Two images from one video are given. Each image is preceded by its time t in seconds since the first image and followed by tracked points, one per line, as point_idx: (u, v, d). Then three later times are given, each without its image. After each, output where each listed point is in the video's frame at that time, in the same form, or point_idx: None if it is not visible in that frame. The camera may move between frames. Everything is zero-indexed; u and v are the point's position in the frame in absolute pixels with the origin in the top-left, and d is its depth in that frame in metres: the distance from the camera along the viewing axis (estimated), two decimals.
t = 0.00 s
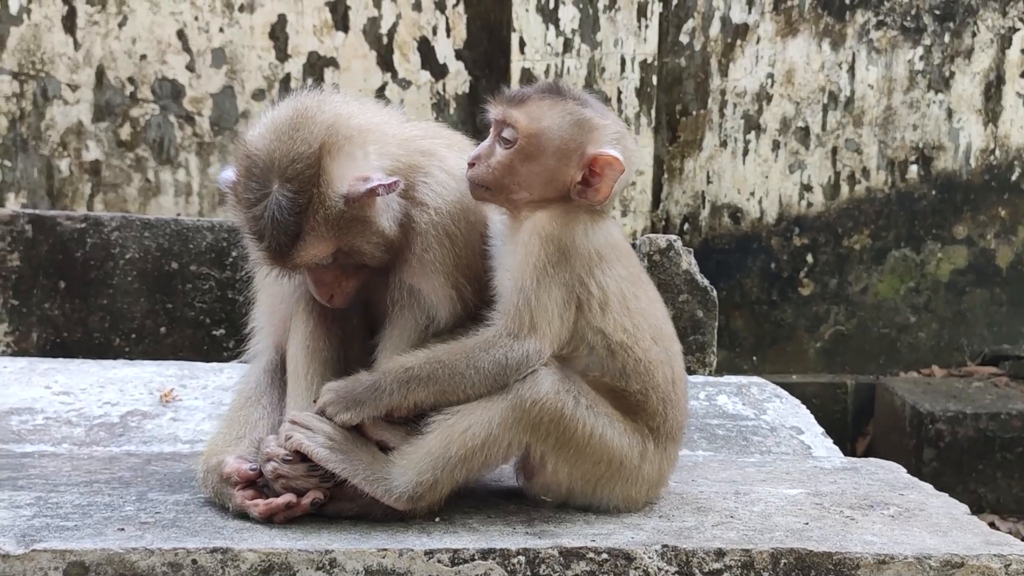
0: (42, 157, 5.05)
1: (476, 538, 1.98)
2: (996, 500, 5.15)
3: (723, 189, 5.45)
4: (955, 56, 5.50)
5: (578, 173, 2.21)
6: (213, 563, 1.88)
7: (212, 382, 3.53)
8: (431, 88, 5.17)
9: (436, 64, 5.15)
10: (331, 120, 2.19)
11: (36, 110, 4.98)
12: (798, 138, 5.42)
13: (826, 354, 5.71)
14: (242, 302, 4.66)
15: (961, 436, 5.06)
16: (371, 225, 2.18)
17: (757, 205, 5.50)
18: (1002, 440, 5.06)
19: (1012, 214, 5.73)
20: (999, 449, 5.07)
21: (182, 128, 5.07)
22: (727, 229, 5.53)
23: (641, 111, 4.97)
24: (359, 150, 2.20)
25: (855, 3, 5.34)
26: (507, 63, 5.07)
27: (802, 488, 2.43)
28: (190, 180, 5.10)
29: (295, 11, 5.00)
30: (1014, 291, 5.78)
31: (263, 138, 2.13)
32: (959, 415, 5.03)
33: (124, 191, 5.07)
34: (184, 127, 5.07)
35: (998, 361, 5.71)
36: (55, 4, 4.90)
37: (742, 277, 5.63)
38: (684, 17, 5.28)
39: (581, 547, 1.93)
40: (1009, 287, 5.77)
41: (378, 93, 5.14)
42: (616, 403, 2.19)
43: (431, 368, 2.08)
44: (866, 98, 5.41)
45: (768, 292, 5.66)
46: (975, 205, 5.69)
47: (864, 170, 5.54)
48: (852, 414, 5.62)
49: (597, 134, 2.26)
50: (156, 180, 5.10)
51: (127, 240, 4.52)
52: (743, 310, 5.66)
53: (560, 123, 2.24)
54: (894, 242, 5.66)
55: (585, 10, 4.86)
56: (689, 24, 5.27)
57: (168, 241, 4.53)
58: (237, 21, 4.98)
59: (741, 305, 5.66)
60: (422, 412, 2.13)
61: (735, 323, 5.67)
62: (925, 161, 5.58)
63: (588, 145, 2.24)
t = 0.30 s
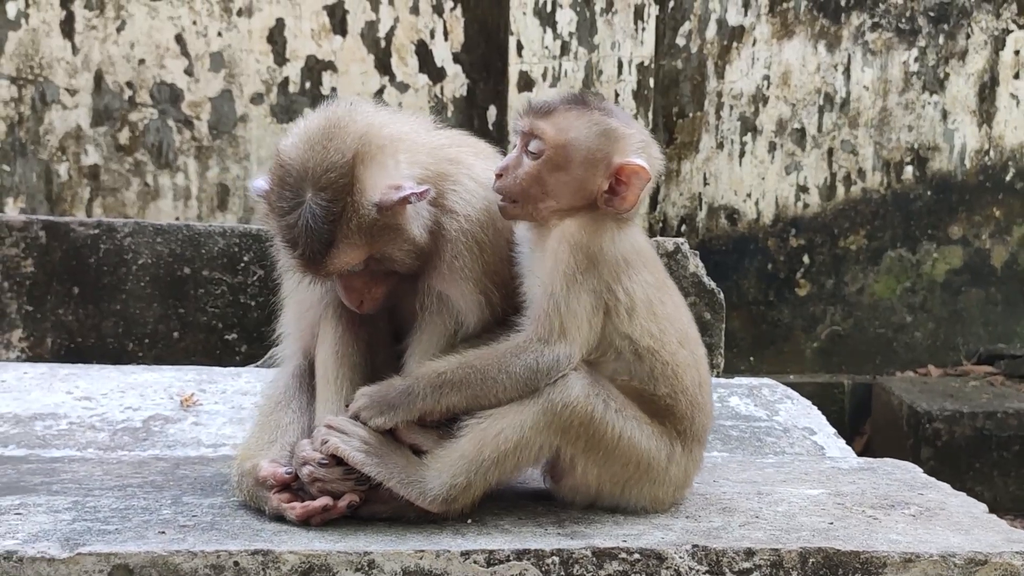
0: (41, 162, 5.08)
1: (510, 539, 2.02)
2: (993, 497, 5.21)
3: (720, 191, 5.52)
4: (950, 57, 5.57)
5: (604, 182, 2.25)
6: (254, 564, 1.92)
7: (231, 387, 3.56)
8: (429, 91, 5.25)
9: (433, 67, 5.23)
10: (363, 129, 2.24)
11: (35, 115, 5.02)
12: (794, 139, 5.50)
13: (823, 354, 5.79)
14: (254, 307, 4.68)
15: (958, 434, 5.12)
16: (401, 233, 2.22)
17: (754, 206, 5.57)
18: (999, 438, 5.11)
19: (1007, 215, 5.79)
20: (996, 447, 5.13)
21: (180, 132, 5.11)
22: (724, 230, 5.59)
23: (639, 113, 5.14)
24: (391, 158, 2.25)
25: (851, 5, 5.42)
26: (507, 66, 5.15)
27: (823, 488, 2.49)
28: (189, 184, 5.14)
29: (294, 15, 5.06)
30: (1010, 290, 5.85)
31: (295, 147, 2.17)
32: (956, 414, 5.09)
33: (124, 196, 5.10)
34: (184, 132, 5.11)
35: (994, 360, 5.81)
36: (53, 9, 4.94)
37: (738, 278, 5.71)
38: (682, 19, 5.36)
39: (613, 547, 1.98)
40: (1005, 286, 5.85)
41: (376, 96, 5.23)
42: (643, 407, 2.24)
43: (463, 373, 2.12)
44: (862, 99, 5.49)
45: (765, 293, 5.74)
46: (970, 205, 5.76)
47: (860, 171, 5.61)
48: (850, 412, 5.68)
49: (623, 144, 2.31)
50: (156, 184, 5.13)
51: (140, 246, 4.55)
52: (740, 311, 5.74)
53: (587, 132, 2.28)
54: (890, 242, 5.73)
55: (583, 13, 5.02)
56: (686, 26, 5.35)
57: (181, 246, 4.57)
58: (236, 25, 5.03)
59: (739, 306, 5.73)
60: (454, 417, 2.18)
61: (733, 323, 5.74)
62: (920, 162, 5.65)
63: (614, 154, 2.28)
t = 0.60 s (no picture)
0: (20, 167, 4.92)
1: (527, 538, 2.03)
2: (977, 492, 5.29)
3: (704, 192, 5.56)
4: (928, 58, 5.59)
5: (614, 180, 2.25)
6: (273, 566, 1.91)
7: (231, 390, 3.54)
8: (413, 94, 5.13)
9: (417, 70, 5.10)
10: (373, 131, 2.23)
11: (14, 119, 4.87)
12: (776, 141, 5.53)
13: (807, 353, 5.83)
14: (248, 311, 4.66)
15: (941, 431, 5.18)
16: (413, 234, 2.22)
17: (737, 207, 5.61)
18: (981, 434, 5.19)
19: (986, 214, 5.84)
20: (978, 443, 5.20)
21: (162, 136, 4.97)
22: (708, 231, 5.62)
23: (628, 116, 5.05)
24: (401, 160, 2.24)
25: (830, 7, 5.48)
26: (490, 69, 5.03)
27: (830, 484, 2.51)
28: (172, 189, 5.01)
29: (275, 18, 4.94)
30: (988, 289, 5.89)
31: (306, 149, 2.17)
32: (939, 410, 5.14)
33: (105, 201, 4.95)
34: (166, 135, 4.96)
35: (974, 357, 5.87)
36: (32, 11, 4.79)
37: (722, 278, 5.75)
38: (664, 22, 5.43)
39: (631, 544, 1.99)
40: (984, 284, 5.89)
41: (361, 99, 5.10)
42: (654, 405, 2.25)
43: (476, 372, 2.12)
44: (843, 100, 5.53)
45: (749, 293, 5.78)
46: (950, 205, 5.80)
47: (841, 172, 5.65)
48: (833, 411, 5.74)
49: (632, 143, 2.31)
50: (138, 189, 5.00)
51: (132, 250, 4.52)
52: (724, 311, 5.77)
53: (596, 132, 2.29)
54: (871, 242, 5.78)
55: (566, 15, 4.94)
56: (668, 29, 5.42)
57: (174, 250, 4.54)
58: (217, 28, 4.90)
59: (723, 306, 5.76)
60: (468, 417, 2.18)
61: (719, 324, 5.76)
62: (900, 162, 5.69)
63: (623, 153, 2.29)
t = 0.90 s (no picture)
0: None
1: (565, 537, 2.02)
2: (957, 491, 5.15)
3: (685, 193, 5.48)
4: (902, 61, 5.48)
5: (642, 178, 2.24)
6: (313, 570, 1.89)
7: (238, 395, 3.50)
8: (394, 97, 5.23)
9: (398, 73, 5.22)
10: (401, 130, 2.21)
11: None
12: (755, 143, 5.47)
13: (787, 353, 5.67)
14: (247, 315, 4.61)
15: (922, 429, 5.03)
16: (441, 234, 2.20)
17: (718, 209, 5.52)
18: (960, 431, 5.05)
19: (960, 215, 5.64)
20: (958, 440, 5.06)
21: (139, 141, 5.05)
22: (689, 233, 5.53)
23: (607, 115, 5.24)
24: (429, 159, 2.23)
25: (807, 10, 5.42)
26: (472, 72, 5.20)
27: (853, 480, 2.53)
28: (150, 195, 5.09)
29: (255, 21, 5.03)
30: (963, 287, 5.69)
31: (333, 149, 2.15)
32: (919, 407, 5.00)
33: (82, 207, 5.04)
34: (143, 140, 5.05)
35: (951, 355, 5.66)
36: (6, 16, 4.88)
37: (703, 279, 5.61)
38: (643, 25, 5.32)
39: (671, 541, 1.99)
40: (959, 283, 5.68)
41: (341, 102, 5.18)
42: (685, 402, 2.24)
43: (509, 371, 2.11)
44: (819, 102, 5.45)
45: (730, 293, 5.61)
46: (925, 205, 5.62)
47: (819, 173, 5.55)
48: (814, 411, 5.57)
49: (658, 140, 2.30)
50: (115, 195, 5.07)
51: (128, 255, 4.46)
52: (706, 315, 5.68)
53: (622, 130, 2.28)
54: (849, 242, 5.63)
55: (547, 19, 5.14)
56: (647, 32, 5.32)
57: (170, 254, 4.48)
58: (196, 32, 5.00)
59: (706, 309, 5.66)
60: (500, 417, 2.16)
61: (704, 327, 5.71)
62: (877, 164, 5.56)
63: (650, 151, 2.28)
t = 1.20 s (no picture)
0: None
1: (593, 527, 2.02)
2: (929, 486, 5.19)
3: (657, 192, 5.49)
4: (868, 64, 5.56)
5: (660, 169, 2.26)
6: (343, 565, 1.88)
7: (237, 396, 3.46)
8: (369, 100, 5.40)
9: (372, 76, 5.41)
10: (421, 123, 2.21)
11: None
12: (727, 144, 5.57)
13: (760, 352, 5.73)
14: (237, 317, 4.56)
15: (893, 424, 5.08)
16: (461, 227, 2.20)
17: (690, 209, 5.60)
18: (930, 426, 5.10)
19: (925, 214, 5.68)
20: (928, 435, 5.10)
21: (107, 146, 5.23)
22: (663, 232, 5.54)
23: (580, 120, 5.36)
24: (449, 151, 2.22)
25: (775, 15, 5.49)
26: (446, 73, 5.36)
27: (863, 467, 2.56)
28: (117, 200, 5.26)
29: (225, 24, 5.21)
30: (931, 285, 5.74)
31: (352, 142, 2.15)
32: (890, 403, 5.05)
33: (47, 212, 5.22)
34: (110, 144, 5.23)
35: (918, 352, 5.73)
36: None
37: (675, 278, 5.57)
38: (616, 29, 5.42)
39: (697, 529, 2.00)
40: (926, 281, 5.73)
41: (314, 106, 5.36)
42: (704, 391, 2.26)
43: (533, 363, 2.12)
44: (789, 105, 5.54)
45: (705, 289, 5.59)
46: (892, 205, 5.67)
47: (790, 174, 5.62)
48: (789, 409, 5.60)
49: (674, 132, 2.32)
50: (82, 200, 5.25)
51: (114, 257, 4.39)
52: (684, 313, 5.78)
53: (639, 123, 2.30)
54: (820, 242, 5.69)
55: (520, 22, 5.27)
56: (620, 35, 5.43)
57: (158, 256, 4.43)
58: (164, 34, 5.17)
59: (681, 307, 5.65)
60: (523, 409, 2.17)
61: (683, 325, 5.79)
62: (844, 164, 5.63)
63: (667, 143, 2.30)
